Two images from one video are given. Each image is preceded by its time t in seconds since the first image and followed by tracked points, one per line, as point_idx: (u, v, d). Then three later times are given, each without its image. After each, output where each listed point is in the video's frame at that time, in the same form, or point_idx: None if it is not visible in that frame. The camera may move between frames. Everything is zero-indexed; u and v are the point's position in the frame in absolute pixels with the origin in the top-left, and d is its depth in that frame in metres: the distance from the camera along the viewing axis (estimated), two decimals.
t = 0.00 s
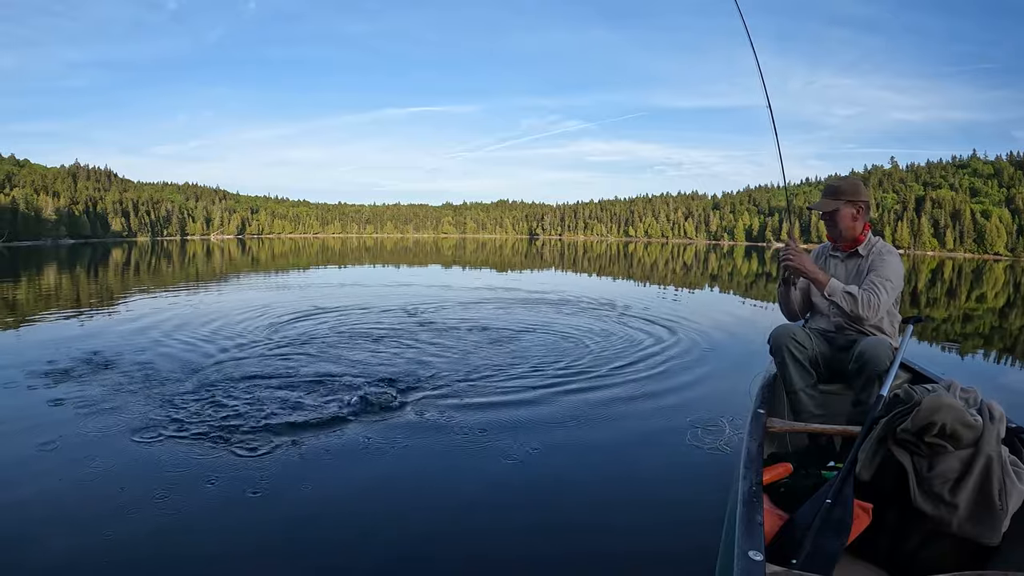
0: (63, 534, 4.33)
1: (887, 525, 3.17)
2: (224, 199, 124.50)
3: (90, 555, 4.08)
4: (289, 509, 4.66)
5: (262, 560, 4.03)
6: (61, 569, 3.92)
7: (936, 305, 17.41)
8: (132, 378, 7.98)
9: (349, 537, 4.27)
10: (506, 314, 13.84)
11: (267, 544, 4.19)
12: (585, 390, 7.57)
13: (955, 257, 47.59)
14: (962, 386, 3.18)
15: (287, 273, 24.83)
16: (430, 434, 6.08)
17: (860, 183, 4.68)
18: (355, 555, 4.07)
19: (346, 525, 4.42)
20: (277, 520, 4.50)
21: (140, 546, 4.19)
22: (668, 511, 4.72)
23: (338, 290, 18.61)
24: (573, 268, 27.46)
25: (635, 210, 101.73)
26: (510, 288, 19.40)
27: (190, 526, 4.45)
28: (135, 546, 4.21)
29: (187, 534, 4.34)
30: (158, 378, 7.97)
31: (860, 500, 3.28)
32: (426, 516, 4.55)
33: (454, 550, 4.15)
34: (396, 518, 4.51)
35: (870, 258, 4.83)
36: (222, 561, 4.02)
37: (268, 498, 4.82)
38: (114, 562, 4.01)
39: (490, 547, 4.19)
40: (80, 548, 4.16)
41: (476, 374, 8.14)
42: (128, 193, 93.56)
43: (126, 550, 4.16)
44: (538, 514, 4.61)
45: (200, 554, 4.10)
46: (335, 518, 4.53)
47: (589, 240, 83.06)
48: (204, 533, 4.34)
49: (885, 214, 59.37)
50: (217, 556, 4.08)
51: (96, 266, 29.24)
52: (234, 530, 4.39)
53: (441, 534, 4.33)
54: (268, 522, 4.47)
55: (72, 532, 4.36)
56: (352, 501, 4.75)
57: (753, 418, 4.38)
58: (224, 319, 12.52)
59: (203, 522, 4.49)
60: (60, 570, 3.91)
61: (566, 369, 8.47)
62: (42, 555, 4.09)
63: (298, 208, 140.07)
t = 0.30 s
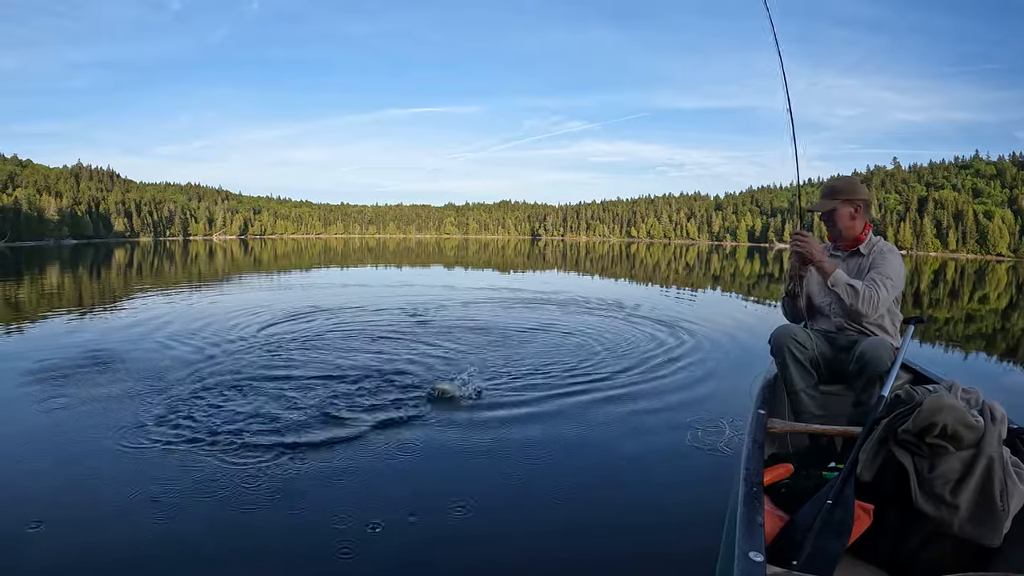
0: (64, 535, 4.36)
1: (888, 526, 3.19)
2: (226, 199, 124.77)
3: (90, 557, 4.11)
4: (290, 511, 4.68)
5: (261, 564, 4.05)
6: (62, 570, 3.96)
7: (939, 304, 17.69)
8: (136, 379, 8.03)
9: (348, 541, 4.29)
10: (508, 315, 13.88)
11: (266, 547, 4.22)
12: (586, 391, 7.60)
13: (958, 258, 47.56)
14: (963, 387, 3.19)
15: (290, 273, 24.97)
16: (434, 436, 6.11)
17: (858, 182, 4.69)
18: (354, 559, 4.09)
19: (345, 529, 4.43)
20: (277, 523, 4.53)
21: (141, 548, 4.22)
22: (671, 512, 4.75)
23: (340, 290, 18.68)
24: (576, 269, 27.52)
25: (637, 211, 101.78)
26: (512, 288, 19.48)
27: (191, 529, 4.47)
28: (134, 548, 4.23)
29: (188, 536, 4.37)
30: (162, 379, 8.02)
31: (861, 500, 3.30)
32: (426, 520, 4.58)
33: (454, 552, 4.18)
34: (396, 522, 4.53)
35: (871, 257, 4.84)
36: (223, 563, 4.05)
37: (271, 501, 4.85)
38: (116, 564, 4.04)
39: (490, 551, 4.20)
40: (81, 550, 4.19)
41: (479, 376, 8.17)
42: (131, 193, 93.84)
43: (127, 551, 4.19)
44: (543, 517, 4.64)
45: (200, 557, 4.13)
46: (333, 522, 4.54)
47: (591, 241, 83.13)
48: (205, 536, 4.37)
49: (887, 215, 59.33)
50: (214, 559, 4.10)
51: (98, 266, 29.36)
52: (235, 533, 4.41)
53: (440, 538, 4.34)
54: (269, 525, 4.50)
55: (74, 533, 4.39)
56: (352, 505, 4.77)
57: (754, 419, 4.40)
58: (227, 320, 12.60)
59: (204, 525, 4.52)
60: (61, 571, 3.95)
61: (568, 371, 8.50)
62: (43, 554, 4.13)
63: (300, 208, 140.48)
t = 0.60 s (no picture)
0: (66, 536, 4.39)
1: (889, 525, 3.20)
2: (227, 199, 124.91)
3: (93, 558, 4.13)
4: (292, 512, 4.70)
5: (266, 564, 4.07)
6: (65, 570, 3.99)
7: (939, 305, 17.58)
8: (139, 380, 8.05)
9: (352, 541, 4.32)
10: (508, 315, 13.89)
11: (267, 548, 4.25)
12: (587, 393, 7.61)
13: (958, 258, 47.51)
14: (964, 385, 3.19)
15: (290, 274, 25.01)
16: (436, 436, 6.13)
17: (855, 182, 4.70)
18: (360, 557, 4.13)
19: (350, 529, 4.47)
20: (284, 523, 4.56)
21: (142, 549, 4.25)
22: (674, 514, 4.77)
23: (341, 290, 18.72)
24: (576, 269, 27.54)
25: (638, 211, 101.78)
26: (513, 288, 19.48)
27: (194, 529, 4.50)
28: (136, 549, 4.25)
29: (190, 537, 4.40)
30: (164, 379, 8.04)
31: (862, 499, 3.31)
32: (430, 519, 4.59)
33: (457, 551, 4.20)
34: (400, 521, 4.56)
35: (871, 256, 4.85)
36: (224, 563, 4.08)
37: (274, 501, 4.87)
38: (117, 564, 4.06)
39: (492, 550, 4.24)
40: (80, 550, 4.21)
41: (480, 377, 8.18)
42: (132, 193, 93.94)
43: (128, 553, 4.21)
44: (549, 519, 4.65)
45: (201, 558, 4.15)
46: (337, 520, 4.58)
47: (591, 241, 83.20)
48: (207, 537, 4.39)
49: (888, 215, 59.28)
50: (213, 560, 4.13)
51: (99, 267, 29.40)
52: (239, 534, 4.44)
53: (443, 537, 4.38)
54: (269, 526, 4.52)
55: (75, 534, 4.42)
56: (355, 504, 4.80)
57: (755, 418, 4.40)
58: (228, 321, 12.63)
59: (207, 526, 4.54)
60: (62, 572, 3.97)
61: (569, 373, 8.51)
62: (45, 554, 4.17)
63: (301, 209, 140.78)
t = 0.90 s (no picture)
0: (67, 537, 4.40)
1: (890, 524, 3.20)
2: (228, 199, 124.89)
3: (93, 558, 4.15)
4: (293, 513, 4.70)
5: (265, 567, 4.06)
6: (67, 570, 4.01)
7: (940, 305, 17.53)
8: (141, 380, 8.06)
9: (348, 545, 4.31)
10: (509, 315, 13.89)
11: (268, 551, 4.25)
12: (588, 393, 7.62)
13: (960, 258, 47.44)
14: (963, 383, 3.20)
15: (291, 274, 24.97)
16: (437, 437, 6.14)
17: (854, 181, 4.69)
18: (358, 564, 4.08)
19: (350, 533, 4.44)
20: (286, 527, 4.52)
21: (142, 549, 4.27)
22: (676, 514, 4.77)
23: (342, 290, 18.70)
24: (576, 268, 27.52)
25: (639, 211, 101.72)
26: (514, 288, 19.47)
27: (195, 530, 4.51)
28: (136, 549, 4.27)
29: (190, 538, 4.41)
30: (165, 380, 8.05)
31: (863, 497, 3.32)
32: (431, 523, 4.57)
33: (459, 555, 4.18)
34: (401, 527, 4.52)
35: (872, 255, 4.86)
36: (225, 564, 4.09)
37: (275, 502, 4.88)
38: (117, 565, 4.08)
39: (492, 553, 4.22)
40: (80, 551, 4.22)
41: (481, 377, 8.20)
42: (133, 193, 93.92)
43: (129, 552, 4.23)
44: (553, 520, 4.65)
45: (203, 555, 4.19)
46: (335, 523, 4.57)
47: (592, 241, 83.19)
48: (209, 538, 4.40)
49: (889, 214, 59.19)
50: (209, 561, 4.13)
51: (100, 267, 29.39)
52: (239, 535, 4.45)
53: (441, 539, 4.38)
54: (270, 527, 4.53)
55: (77, 535, 4.43)
56: (356, 507, 4.78)
57: (756, 416, 4.41)
58: (229, 321, 12.63)
59: (207, 526, 4.55)
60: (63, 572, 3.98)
61: (570, 373, 8.52)
62: (48, 555, 4.18)
63: (302, 208, 140.64)
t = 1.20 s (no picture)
0: (67, 538, 4.43)
1: (889, 527, 3.22)
2: (230, 199, 124.91)
3: (93, 558, 4.19)
4: (291, 515, 4.72)
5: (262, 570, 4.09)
6: (66, 570, 4.04)
7: (941, 306, 17.49)
8: (141, 380, 8.06)
9: (346, 546, 4.33)
10: (510, 315, 13.88)
11: (266, 553, 4.27)
12: (591, 396, 7.61)
13: (961, 258, 47.45)
14: (963, 385, 3.20)
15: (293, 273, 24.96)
16: (438, 438, 6.15)
17: (853, 181, 4.69)
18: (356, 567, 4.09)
19: (351, 533, 4.48)
20: (290, 528, 4.55)
21: (141, 550, 4.29)
22: (679, 518, 4.77)
23: (343, 289, 18.70)
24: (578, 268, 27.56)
25: (640, 211, 101.69)
26: (515, 288, 19.47)
27: (196, 529, 4.55)
28: (137, 549, 4.31)
29: (189, 538, 4.44)
30: (165, 380, 8.07)
31: (861, 500, 3.33)
32: (430, 526, 4.59)
33: (457, 558, 4.21)
34: (400, 529, 4.54)
35: (872, 256, 4.88)
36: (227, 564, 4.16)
37: (274, 503, 4.89)
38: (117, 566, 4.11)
39: (489, 555, 4.24)
40: (80, 552, 4.26)
41: (480, 379, 8.21)
42: (135, 193, 93.93)
43: (130, 553, 4.26)
44: (557, 523, 4.65)
45: (200, 556, 4.23)
46: (333, 523, 4.61)
47: (594, 241, 83.22)
48: (209, 538, 4.43)
49: (891, 214, 59.16)
50: (205, 563, 4.17)
51: (103, 266, 29.40)
52: (239, 535, 4.48)
53: (440, 542, 4.39)
54: (272, 525, 4.59)
55: (76, 536, 4.46)
56: (355, 509, 4.79)
57: (753, 418, 4.43)
58: (230, 321, 12.64)
59: (207, 526, 4.58)
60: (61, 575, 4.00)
61: (572, 375, 8.52)
62: (47, 556, 4.22)
63: (303, 208, 140.52)
